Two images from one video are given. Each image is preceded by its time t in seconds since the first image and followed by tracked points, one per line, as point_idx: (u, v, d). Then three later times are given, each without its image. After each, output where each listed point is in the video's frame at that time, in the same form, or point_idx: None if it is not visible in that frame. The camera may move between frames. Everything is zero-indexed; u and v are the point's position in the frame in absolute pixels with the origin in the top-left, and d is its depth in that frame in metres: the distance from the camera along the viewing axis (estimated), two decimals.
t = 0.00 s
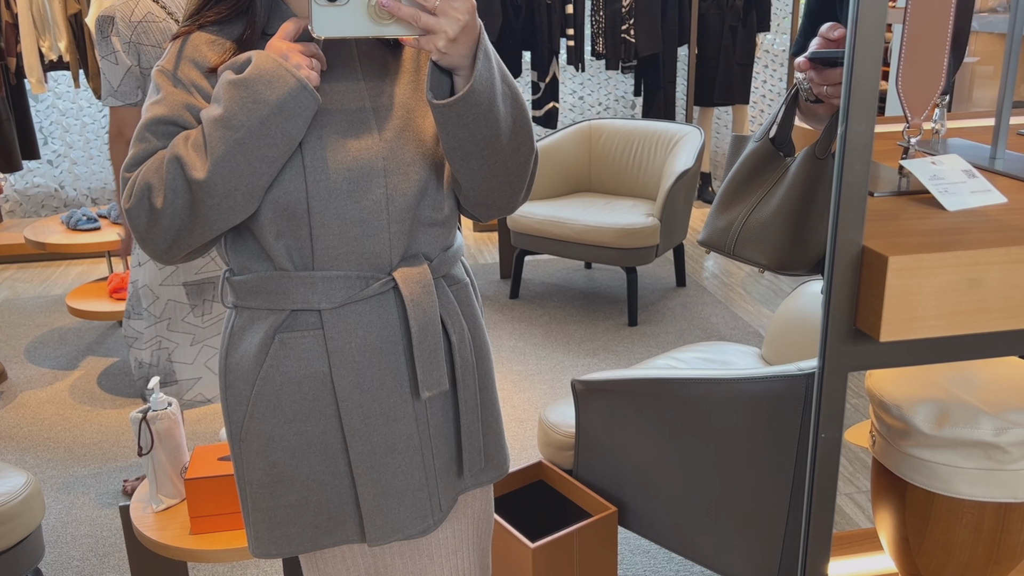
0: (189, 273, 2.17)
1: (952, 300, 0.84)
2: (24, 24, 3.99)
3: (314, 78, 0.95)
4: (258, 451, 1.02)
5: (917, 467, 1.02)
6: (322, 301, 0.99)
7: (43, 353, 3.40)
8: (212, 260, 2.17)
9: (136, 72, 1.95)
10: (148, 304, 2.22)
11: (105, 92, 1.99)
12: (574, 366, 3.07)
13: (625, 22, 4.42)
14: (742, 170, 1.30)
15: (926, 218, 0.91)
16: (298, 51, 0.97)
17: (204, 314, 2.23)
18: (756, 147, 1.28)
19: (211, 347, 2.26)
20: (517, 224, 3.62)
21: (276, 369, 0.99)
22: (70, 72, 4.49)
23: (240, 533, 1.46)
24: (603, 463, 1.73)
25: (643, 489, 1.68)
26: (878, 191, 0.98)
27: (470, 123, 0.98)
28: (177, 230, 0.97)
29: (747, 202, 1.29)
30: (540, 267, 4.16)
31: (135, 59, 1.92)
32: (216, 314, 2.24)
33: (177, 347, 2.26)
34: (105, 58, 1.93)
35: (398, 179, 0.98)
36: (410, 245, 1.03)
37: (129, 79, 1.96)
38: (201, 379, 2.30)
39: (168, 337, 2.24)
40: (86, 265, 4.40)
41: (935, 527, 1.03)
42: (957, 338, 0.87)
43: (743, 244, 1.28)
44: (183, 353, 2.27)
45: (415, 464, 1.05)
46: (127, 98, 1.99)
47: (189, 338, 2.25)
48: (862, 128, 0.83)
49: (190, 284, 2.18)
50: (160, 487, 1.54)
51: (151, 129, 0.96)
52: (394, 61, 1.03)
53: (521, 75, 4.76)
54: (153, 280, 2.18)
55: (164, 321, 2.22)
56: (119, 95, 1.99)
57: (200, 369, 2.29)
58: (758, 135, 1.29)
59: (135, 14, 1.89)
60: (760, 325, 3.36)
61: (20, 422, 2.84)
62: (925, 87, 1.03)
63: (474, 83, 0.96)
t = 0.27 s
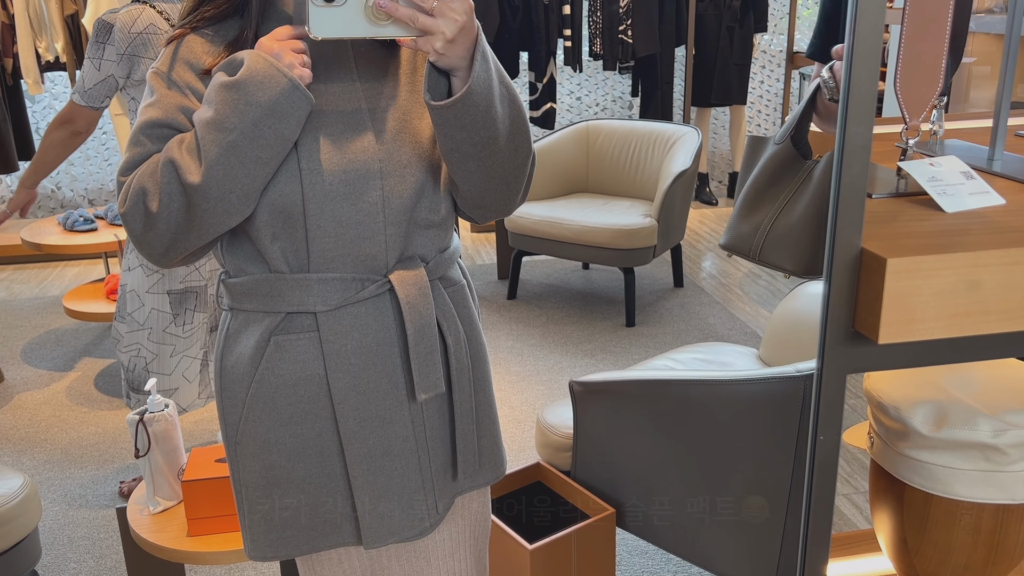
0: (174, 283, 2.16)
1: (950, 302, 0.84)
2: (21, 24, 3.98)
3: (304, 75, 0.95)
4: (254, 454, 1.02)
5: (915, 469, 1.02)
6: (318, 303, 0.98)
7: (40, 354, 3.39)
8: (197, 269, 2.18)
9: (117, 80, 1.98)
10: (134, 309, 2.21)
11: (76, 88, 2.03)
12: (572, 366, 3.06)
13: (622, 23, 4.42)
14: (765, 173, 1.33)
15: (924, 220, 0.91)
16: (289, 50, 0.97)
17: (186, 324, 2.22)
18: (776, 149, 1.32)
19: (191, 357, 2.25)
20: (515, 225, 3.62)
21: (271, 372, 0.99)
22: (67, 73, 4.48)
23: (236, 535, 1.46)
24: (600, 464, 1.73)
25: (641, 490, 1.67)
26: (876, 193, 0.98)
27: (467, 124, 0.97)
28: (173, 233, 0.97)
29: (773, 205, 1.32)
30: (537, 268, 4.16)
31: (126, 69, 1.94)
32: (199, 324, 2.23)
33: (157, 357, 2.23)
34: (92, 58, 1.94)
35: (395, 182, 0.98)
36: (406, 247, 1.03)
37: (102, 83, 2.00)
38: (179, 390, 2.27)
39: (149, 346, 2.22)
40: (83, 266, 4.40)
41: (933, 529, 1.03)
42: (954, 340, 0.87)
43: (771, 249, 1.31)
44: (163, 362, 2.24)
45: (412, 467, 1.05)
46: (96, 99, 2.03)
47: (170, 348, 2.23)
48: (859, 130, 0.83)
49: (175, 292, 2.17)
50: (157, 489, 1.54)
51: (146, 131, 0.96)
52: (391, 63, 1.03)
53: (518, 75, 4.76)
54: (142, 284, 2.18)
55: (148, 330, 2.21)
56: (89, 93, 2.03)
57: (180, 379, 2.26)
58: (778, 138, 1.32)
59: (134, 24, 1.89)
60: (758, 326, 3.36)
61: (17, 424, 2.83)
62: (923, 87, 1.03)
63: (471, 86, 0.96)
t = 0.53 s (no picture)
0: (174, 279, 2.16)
1: (945, 306, 0.84)
2: (18, 26, 3.96)
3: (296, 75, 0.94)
4: (250, 459, 1.01)
5: (910, 473, 1.02)
6: (314, 307, 0.98)
7: (36, 357, 3.38)
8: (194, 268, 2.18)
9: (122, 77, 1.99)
10: (133, 309, 2.21)
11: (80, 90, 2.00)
12: (569, 368, 3.06)
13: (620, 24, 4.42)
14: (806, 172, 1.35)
15: (919, 224, 0.91)
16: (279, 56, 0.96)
17: (182, 322, 2.22)
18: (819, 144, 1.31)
19: (191, 355, 2.24)
20: (512, 226, 3.61)
21: (267, 376, 0.99)
22: (64, 75, 4.47)
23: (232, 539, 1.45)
24: (597, 467, 1.72)
25: (638, 493, 1.67)
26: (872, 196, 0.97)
27: (466, 126, 0.97)
28: (168, 238, 0.96)
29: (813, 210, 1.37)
30: (535, 269, 4.15)
31: (127, 65, 1.97)
32: (194, 323, 2.23)
33: (154, 355, 2.22)
34: (93, 59, 1.96)
35: (392, 185, 0.98)
36: (403, 250, 1.02)
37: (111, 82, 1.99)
38: (177, 389, 2.27)
39: (147, 345, 2.21)
40: (80, 268, 4.39)
41: (928, 533, 1.03)
42: (950, 345, 0.86)
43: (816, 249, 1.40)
44: (160, 361, 2.23)
45: (409, 471, 1.05)
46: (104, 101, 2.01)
47: (169, 347, 2.22)
48: (854, 134, 0.83)
49: (174, 288, 2.18)
50: (152, 492, 1.53)
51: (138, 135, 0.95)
52: (387, 65, 1.02)
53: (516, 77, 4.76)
54: (140, 284, 2.18)
55: (145, 328, 2.20)
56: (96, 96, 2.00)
57: (178, 378, 2.26)
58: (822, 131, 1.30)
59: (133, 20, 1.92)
60: (755, 328, 3.36)
61: (13, 426, 2.82)
62: (920, 90, 1.03)
63: (469, 89, 0.95)
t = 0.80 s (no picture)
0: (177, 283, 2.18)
1: (937, 314, 0.84)
2: (17, 29, 3.97)
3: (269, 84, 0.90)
4: (247, 464, 1.01)
5: (904, 478, 1.02)
6: (312, 313, 0.98)
7: (34, 359, 3.38)
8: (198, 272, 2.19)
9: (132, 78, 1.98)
10: (132, 313, 2.21)
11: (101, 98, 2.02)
12: (568, 371, 3.06)
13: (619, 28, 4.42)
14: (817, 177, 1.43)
15: (911, 232, 0.91)
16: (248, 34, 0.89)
17: (187, 328, 2.22)
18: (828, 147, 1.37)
19: (194, 362, 2.25)
20: (510, 229, 3.61)
21: (264, 382, 0.99)
22: (63, 77, 4.47)
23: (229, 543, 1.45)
24: (594, 471, 1.73)
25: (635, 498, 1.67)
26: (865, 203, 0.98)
27: (467, 128, 0.97)
28: (163, 244, 0.96)
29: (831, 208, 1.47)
30: (534, 272, 4.15)
31: (132, 68, 1.94)
32: (201, 326, 2.25)
33: (156, 359, 2.22)
34: (102, 65, 1.96)
35: (390, 191, 0.98)
36: (401, 256, 1.03)
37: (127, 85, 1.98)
38: (180, 393, 2.27)
39: (147, 349, 2.21)
40: (79, 270, 4.39)
41: (922, 538, 1.03)
42: (942, 353, 0.87)
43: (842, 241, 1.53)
44: (163, 365, 2.23)
45: (406, 477, 1.05)
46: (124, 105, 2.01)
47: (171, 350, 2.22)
48: (845, 143, 0.83)
49: (177, 293, 2.18)
50: (149, 496, 1.53)
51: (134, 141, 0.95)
52: (387, 67, 1.02)
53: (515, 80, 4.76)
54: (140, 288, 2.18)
55: (146, 332, 2.20)
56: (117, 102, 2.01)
57: (181, 382, 2.26)
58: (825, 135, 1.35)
59: (134, 22, 1.92)
60: (754, 331, 3.36)
61: (11, 429, 2.82)
62: (914, 97, 1.04)
63: (469, 92, 0.95)
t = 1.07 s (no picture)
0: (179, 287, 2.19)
1: (932, 325, 0.84)
2: (18, 32, 3.97)
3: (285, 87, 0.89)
4: (247, 470, 1.01)
5: (903, 486, 1.02)
6: (312, 318, 0.98)
7: (35, 362, 3.39)
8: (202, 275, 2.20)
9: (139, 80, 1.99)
10: (137, 317, 2.21)
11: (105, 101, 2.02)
12: (567, 375, 3.06)
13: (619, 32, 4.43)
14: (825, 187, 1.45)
15: (907, 242, 0.91)
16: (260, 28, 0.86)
17: (191, 330, 2.23)
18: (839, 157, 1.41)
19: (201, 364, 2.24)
20: (511, 232, 3.61)
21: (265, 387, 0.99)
22: (64, 81, 4.48)
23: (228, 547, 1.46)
24: (594, 476, 1.73)
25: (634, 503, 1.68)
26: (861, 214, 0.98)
27: (467, 131, 0.97)
28: (176, 241, 0.95)
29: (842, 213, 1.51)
30: (534, 276, 4.16)
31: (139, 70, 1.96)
32: (207, 328, 2.25)
33: (159, 363, 2.22)
34: (106, 67, 1.97)
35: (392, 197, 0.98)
36: (402, 261, 1.03)
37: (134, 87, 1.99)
38: (185, 396, 2.26)
39: (151, 353, 2.22)
40: (79, 273, 4.39)
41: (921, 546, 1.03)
42: (937, 363, 0.87)
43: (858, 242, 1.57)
44: (168, 368, 2.23)
45: (406, 482, 1.05)
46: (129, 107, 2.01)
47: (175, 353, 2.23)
48: (840, 155, 0.83)
49: (181, 297, 2.19)
50: (149, 501, 1.53)
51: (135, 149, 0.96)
52: (388, 72, 1.03)
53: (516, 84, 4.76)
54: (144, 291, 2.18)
55: (150, 335, 2.20)
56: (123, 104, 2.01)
57: (186, 386, 2.25)
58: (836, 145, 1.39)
59: (137, 26, 1.95)
60: (754, 335, 3.37)
61: (11, 432, 2.83)
62: (911, 107, 1.05)
63: (470, 94, 0.96)
